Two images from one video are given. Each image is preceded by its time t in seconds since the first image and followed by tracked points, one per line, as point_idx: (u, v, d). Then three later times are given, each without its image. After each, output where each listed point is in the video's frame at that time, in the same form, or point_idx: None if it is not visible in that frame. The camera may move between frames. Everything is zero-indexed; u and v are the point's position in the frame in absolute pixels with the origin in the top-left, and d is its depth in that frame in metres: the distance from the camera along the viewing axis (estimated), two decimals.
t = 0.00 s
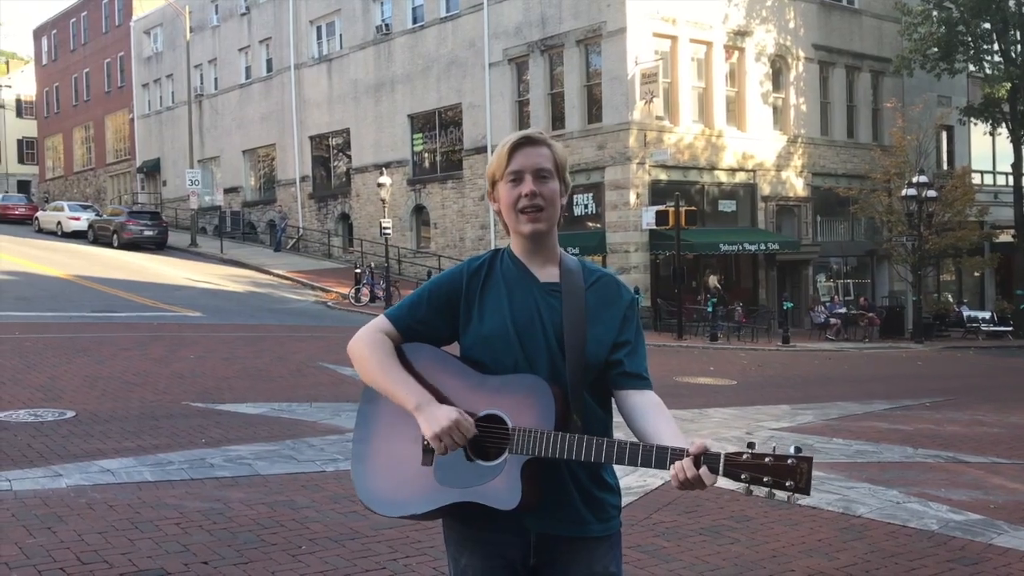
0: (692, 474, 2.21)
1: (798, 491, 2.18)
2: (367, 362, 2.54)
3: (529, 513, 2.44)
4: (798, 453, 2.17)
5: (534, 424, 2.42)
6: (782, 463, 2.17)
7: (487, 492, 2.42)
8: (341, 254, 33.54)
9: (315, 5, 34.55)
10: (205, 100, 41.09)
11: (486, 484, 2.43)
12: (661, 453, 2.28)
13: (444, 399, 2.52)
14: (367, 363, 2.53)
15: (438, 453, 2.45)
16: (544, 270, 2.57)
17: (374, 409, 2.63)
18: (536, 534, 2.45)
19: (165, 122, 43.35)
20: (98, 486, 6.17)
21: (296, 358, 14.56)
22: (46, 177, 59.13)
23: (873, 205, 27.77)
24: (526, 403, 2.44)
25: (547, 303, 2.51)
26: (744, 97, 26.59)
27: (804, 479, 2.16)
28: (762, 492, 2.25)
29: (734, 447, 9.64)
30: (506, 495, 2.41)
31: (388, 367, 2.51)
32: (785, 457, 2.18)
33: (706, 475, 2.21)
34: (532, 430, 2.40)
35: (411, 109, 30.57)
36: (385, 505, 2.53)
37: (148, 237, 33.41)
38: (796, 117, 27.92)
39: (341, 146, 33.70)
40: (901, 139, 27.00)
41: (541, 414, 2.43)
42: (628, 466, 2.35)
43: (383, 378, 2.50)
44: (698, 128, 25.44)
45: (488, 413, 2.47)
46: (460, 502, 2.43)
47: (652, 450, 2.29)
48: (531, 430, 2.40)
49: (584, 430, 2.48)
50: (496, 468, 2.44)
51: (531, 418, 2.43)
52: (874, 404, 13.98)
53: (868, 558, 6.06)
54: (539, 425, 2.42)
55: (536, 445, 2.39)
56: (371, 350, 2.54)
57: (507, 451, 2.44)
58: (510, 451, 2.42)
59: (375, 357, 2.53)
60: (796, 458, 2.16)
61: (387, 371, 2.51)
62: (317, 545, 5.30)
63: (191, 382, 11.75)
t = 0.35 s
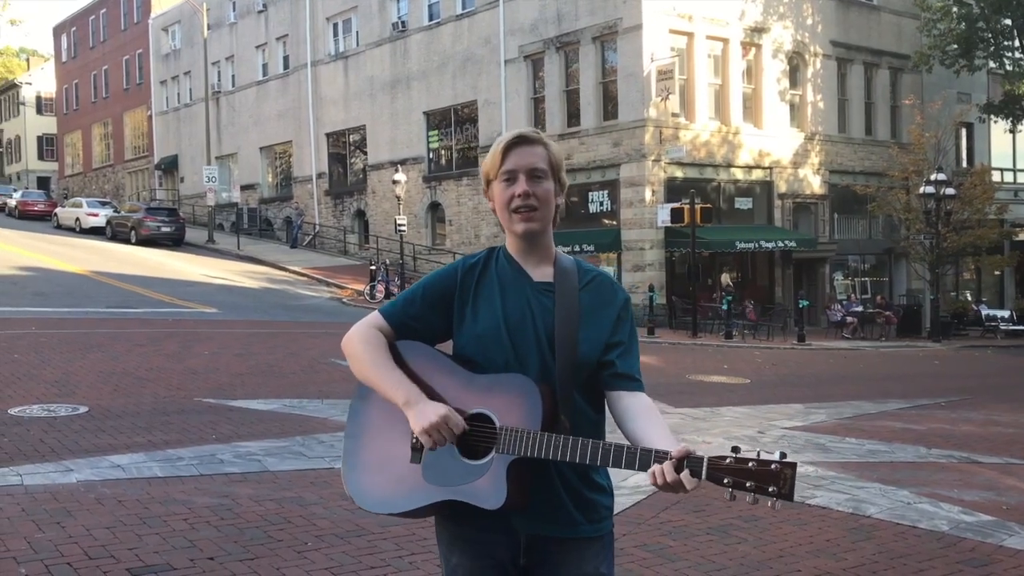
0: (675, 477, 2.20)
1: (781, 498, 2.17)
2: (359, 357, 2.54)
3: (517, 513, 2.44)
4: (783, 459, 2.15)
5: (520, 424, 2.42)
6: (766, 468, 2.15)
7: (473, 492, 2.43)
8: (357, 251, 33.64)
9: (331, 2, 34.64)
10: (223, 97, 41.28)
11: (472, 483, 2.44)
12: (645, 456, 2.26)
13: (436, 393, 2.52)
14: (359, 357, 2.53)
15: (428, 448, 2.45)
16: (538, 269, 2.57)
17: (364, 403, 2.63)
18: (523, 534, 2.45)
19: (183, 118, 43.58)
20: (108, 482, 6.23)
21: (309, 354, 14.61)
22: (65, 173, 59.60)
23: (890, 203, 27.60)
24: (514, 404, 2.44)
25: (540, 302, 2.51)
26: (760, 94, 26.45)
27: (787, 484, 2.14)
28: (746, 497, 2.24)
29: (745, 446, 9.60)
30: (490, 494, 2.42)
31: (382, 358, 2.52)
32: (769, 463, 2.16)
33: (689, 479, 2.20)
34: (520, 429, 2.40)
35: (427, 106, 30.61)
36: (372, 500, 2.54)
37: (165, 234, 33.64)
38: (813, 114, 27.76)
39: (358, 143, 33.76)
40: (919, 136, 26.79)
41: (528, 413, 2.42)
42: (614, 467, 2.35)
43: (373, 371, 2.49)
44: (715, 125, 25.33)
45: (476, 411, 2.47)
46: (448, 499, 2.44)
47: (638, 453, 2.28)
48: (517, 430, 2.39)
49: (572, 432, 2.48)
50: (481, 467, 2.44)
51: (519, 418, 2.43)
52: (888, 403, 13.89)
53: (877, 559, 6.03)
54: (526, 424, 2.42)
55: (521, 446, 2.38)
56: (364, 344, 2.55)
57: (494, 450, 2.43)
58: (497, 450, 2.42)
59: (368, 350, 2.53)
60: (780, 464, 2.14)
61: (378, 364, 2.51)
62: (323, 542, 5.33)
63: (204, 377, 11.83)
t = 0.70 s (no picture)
0: (653, 475, 2.20)
1: (763, 496, 2.15)
2: (343, 358, 2.56)
3: (502, 510, 2.45)
4: (764, 456, 2.13)
5: (505, 421, 2.43)
6: (747, 465, 2.13)
7: (455, 490, 2.44)
8: (375, 247, 33.74)
9: None
10: (243, 93, 41.50)
11: (456, 481, 2.45)
12: (626, 454, 2.27)
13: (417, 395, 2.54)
14: (342, 360, 2.55)
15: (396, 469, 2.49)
16: (527, 266, 2.58)
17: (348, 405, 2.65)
18: (507, 531, 2.46)
19: (204, 113, 43.83)
20: (118, 473, 6.29)
21: (323, 349, 14.67)
22: (87, 167, 60.11)
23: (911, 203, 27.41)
24: (498, 401, 2.45)
25: (528, 299, 2.52)
26: (780, 93, 26.31)
27: (768, 482, 2.12)
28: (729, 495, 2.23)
29: (756, 447, 9.55)
30: (474, 492, 2.43)
31: (362, 365, 2.54)
32: (750, 460, 2.15)
33: (669, 477, 2.20)
34: (503, 427, 2.41)
35: (446, 103, 30.66)
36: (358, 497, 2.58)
37: (185, 228, 33.89)
38: (833, 113, 27.57)
39: (378, 139, 33.84)
40: (941, 136, 26.54)
41: (513, 411, 2.43)
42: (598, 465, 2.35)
43: (355, 376, 2.52)
44: (734, 123, 25.21)
45: (459, 411, 2.49)
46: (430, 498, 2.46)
47: (620, 450, 2.28)
48: (501, 428, 2.41)
49: (557, 429, 2.48)
50: (464, 466, 2.46)
51: (503, 414, 2.44)
52: (903, 405, 13.79)
53: (884, 563, 5.99)
54: (510, 421, 2.43)
55: (506, 443, 2.40)
56: (349, 346, 2.57)
57: (478, 447, 2.44)
58: (482, 448, 2.43)
59: (351, 354, 2.55)
60: (761, 461, 2.12)
61: (362, 367, 2.54)
62: (328, 536, 5.36)
63: (218, 371, 11.91)
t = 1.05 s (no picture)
0: (645, 470, 2.19)
1: (753, 492, 2.16)
2: (337, 352, 2.56)
3: (494, 504, 2.44)
4: (755, 454, 2.15)
5: (498, 417, 2.42)
6: (738, 462, 2.14)
7: (449, 483, 2.44)
8: (391, 241, 33.80)
9: None
10: (262, 86, 41.64)
11: (448, 476, 2.45)
12: (618, 449, 2.26)
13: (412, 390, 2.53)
14: (338, 353, 2.55)
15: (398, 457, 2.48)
16: (519, 260, 2.57)
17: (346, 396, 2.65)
18: (499, 526, 2.44)
19: (223, 107, 44.01)
20: (128, 465, 6.32)
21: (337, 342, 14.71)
22: (107, 160, 60.56)
23: (930, 199, 27.22)
24: (491, 398, 2.44)
25: (522, 293, 2.50)
26: (799, 88, 26.14)
27: (759, 478, 2.13)
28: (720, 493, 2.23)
29: (768, 444, 9.50)
30: (467, 486, 2.43)
31: (357, 360, 2.53)
32: (741, 457, 2.16)
33: (660, 472, 2.19)
34: (496, 422, 2.40)
35: (463, 97, 30.65)
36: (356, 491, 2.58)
37: (203, 221, 34.07)
38: (853, 109, 27.35)
39: (395, 133, 33.87)
40: (962, 132, 26.29)
41: (505, 405, 2.43)
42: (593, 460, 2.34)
43: (350, 371, 2.52)
44: (752, 118, 25.06)
45: (453, 405, 2.48)
46: (425, 491, 2.46)
47: (613, 445, 2.27)
48: (494, 423, 2.40)
49: (551, 424, 2.47)
50: (459, 460, 2.45)
51: (494, 410, 2.43)
52: (919, 403, 13.68)
53: (893, 562, 5.95)
54: (503, 415, 2.42)
55: (498, 437, 2.39)
56: (342, 339, 2.56)
57: (471, 442, 2.44)
58: (474, 443, 2.43)
59: (346, 346, 2.54)
60: (751, 458, 2.14)
61: (357, 362, 2.53)
62: (334, 529, 5.37)
63: (232, 364, 11.96)
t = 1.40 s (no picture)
0: (635, 462, 2.18)
1: (742, 481, 2.13)
2: (332, 345, 2.58)
3: (487, 495, 2.44)
4: (744, 441, 2.12)
5: (488, 408, 2.41)
6: (727, 450, 2.12)
7: (443, 473, 2.44)
8: (396, 234, 33.82)
9: None
10: (266, 80, 41.65)
11: (442, 467, 2.45)
12: (607, 440, 2.25)
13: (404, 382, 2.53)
14: (332, 344, 2.58)
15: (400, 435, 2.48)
16: (512, 252, 2.57)
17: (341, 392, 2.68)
18: (492, 518, 2.45)
19: (228, 101, 44.03)
20: (132, 459, 6.35)
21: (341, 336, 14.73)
22: (113, 155, 60.66)
23: (936, 191, 27.17)
24: (480, 387, 2.44)
25: (513, 283, 2.50)
26: (804, 79, 26.06)
27: (748, 467, 2.11)
28: (711, 482, 2.21)
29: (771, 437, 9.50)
30: (459, 476, 2.43)
31: (352, 351, 2.55)
32: (729, 445, 2.13)
33: (650, 463, 2.18)
34: (486, 413, 2.39)
35: (468, 90, 30.63)
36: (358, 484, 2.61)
37: (208, 215, 34.14)
38: (859, 100, 27.25)
39: (400, 126, 33.85)
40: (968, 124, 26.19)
41: (494, 396, 2.43)
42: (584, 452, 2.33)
43: (346, 358, 2.54)
44: (757, 110, 24.99)
45: (446, 397, 2.47)
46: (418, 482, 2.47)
47: (602, 435, 2.27)
48: (484, 416, 2.39)
49: (542, 415, 2.46)
50: (452, 452, 2.44)
51: (485, 401, 2.43)
52: (924, 395, 13.67)
53: (896, 555, 5.94)
54: (493, 408, 2.41)
55: (489, 429, 2.38)
56: (336, 329, 2.59)
57: (462, 434, 2.43)
58: (465, 435, 2.42)
59: (341, 334, 2.58)
60: (739, 445, 2.11)
61: (354, 349, 2.56)
62: (337, 523, 5.38)
63: (236, 358, 12.00)
